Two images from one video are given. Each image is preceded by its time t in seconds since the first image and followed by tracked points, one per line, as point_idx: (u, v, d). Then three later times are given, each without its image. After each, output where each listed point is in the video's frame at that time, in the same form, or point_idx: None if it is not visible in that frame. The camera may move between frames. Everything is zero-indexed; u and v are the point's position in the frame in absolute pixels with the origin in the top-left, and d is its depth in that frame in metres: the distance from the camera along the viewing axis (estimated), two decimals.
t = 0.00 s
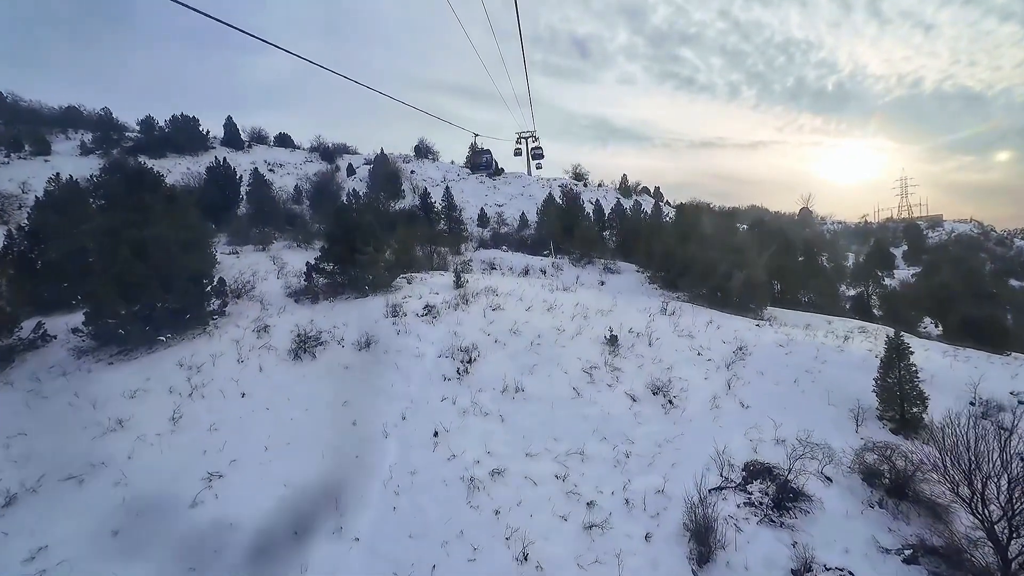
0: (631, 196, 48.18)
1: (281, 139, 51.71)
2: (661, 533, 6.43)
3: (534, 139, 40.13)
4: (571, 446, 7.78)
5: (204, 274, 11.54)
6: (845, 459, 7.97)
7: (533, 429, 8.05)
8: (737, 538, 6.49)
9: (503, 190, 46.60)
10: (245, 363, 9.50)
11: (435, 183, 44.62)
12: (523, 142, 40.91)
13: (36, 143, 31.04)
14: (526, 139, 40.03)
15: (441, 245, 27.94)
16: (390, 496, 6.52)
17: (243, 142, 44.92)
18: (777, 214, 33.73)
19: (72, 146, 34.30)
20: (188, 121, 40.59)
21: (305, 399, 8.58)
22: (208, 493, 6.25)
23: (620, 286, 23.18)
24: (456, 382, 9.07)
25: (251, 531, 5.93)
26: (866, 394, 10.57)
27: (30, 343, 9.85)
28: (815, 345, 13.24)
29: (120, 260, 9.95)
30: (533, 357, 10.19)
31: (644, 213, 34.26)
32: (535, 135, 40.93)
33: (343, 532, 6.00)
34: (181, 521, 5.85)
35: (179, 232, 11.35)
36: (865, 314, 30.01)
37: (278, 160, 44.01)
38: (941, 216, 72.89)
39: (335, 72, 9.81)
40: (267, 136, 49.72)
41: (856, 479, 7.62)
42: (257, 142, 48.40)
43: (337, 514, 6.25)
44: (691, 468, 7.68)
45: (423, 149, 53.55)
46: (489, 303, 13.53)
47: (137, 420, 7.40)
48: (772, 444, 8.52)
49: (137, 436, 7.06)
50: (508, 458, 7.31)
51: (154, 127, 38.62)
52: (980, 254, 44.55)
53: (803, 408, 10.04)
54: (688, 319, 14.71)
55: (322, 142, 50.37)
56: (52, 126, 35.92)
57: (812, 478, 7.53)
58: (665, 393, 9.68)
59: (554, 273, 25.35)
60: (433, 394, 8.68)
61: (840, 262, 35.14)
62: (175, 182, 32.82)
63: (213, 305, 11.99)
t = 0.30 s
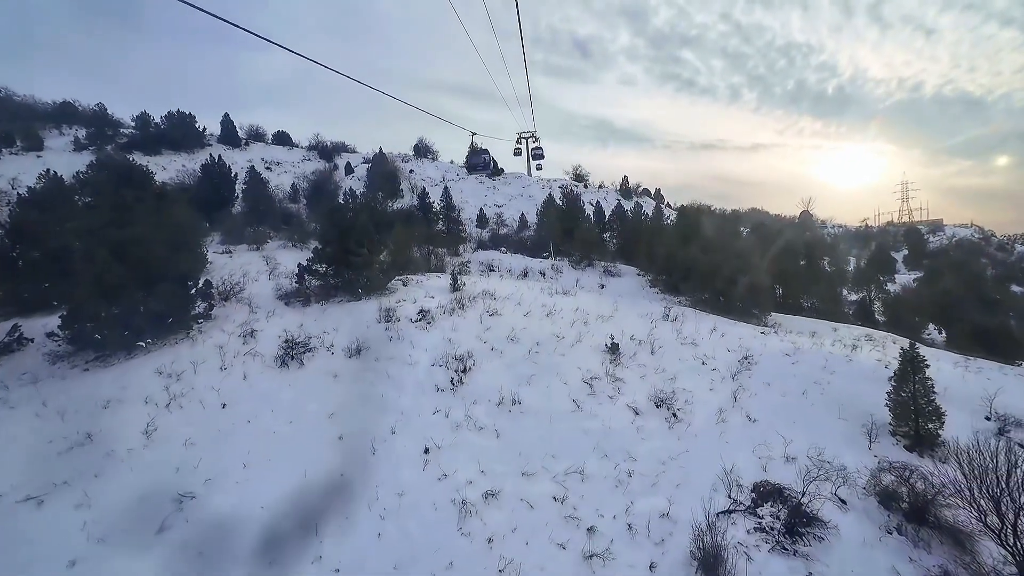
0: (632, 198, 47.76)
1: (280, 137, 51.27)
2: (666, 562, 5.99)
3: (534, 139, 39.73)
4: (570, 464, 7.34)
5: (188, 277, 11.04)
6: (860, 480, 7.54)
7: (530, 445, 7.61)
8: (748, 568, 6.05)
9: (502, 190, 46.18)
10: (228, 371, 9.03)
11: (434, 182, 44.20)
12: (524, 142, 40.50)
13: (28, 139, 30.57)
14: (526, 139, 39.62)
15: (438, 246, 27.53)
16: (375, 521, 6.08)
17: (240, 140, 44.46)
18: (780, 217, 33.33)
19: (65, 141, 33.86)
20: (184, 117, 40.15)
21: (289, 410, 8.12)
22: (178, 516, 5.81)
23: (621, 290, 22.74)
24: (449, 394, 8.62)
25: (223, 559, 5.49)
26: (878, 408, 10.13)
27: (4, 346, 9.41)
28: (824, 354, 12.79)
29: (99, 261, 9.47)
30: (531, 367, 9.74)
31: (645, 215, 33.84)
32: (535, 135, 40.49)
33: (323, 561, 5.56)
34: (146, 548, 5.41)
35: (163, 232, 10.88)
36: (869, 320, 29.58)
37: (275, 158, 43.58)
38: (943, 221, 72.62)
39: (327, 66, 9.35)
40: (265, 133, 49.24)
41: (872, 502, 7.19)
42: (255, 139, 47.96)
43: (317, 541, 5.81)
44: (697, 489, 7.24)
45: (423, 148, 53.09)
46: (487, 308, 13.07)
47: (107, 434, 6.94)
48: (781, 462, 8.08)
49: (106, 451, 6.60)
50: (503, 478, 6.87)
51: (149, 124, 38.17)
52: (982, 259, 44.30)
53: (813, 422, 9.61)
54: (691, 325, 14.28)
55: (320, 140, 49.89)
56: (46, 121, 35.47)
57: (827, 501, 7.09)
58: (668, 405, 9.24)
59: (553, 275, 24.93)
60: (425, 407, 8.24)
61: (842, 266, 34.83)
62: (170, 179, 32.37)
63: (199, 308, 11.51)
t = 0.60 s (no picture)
0: (632, 199, 47.38)
1: (277, 135, 50.79)
2: None
3: (534, 139, 39.31)
4: (569, 484, 6.90)
5: (170, 279, 10.57)
6: (877, 502, 7.11)
7: (527, 463, 7.17)
8: None
9: (501, 190, 45.73)
10: (209, 379, 8.59)
11: (432, 182, 43.74)
12: (523, 141, 40.07)
13: (20, 135, 30.09)
14: (526, 139, 39.22)
15: (436, 246, 27.09)
16: (357, 550, 5.64)
17: (237, 137, 43.96)
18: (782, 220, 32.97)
19: (57, 137, 33.36)
20: (180, 113, 39.68)
21: (272, 422, 7.67)
22: (142, 544, 5.40)
23: (621, 293, 22.31)
24: (442, 406, 8.19)
25: None
26: (890, 421, 9.71)
27: None
28: (832, 363, 12.37)
29: (74, 263, 9.01)
30: (528, 376, 9.31)
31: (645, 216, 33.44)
32: (535, 135, 40.05)
33: None
34: None
35: (146, 233, 10.42)
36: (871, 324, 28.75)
37: (272, 155, 43.12)
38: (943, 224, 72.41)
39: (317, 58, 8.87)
40: (262, 130, 48.74)
41: (890, 526, 6.75)
42: (251, 136, 47.50)
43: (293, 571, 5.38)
44: (704, 511, 6.80)
45: (422, 147, 52.61)
46: (483, 312, 12.63)
47: (73, 450, 6.50)
48: (792, 481, 7.65)
49: (69, 470, 6.18)
50: (497, 500, 6.44)
51: (144, 120, 37.68)
52: (982, 263, 44.06)
53: (823, 436, 9.19)
54: (695, 332, 13.85)
55: (318, 138, 49.39)
56: (38, 115, 34.97)
57: (842, 526, 6.64)
58: (671, 418, 8.82)
59: (552, 277, 24.52)
60: (415, 420, 7.79)
61: (844, 270, 34.44)
62: (163, 176, 31.90)
63: (182, 311, 11.06)
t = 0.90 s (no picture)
0: (633, 201, 47.02)
1: (275, 132, 50.36)
2: None
3: (535, 139, 38.92)
4: (568, 508, 6.47)
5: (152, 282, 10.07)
6: (895, 529, 6.68)
7: (523, 484, 6.73)
8: None
9: (501, 191, 45.35)
10: (189, 389, 8.14)
11: (431, 181, 43.29)
12: (524, 142, 39.67)
13: (12, 129, 29.66)
14: (526, 139, 38.81)
15: (434, 247, 26.71)
16: None
17: (234, 134, 43.52)
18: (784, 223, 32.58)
19: (51, 132, 32.89)
20: (176, 110, 39.24)
21: (253, 437, 7.23)
22: None
23: (622, 297, 21.88)
24: (434, 419, 7.74)
25: None
26: (904, 437, 9.27)
27: None
28: (840, 373, 11.93)
29: (49, 266, 8.58)
30: (525, 388, 8.86)
31: (647, 219, 33.07)
32: (536, 136, 39.62)
33: None
34: None
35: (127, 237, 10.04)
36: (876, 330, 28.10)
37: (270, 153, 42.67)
38: (944, 230, 72.15)
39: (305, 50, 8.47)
40: (260, 128, 48.31)
41: (910, 556, 6.31)
42: (249, 134, 47.08)
43: None
44: (712, 537, 6.35)
45: (421, 147, 52.15)
46: (480, 317, 12.19)
47: (34, 469, 6.09)
48: (804, 504, 7.21)
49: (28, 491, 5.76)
50: (490, 526, 6.00)
51: (139, 115, 37.23)
52: (984, 269, 43.75)
53: (834, 453, 8.75)
54: (698, 340, 13.41)
55: (317, 136, 48.94)
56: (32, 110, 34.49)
57: (860, 556, 6.21)
58: (676, 434, 8.38)
59: (552, 280, 24.12)
60: (405, 435, 7.35)
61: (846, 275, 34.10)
62: (158, 173, 31.46)
63: (165, 315, 10.57)
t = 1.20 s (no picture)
0: (633, 203, 46.65)
1: (273, 131, 49.93)
2: None
3: (535, 139, 38.53)
4: (568, 534, 6.03)
5: (133, 286, 9.64)
6: (918, 558, 6.24)
7: (520, 508, 6.30)
8: None
9: (501, 191, 44.95)
10: (165, 401, 7.71)
11: (429, 182, 42.81)
12: (524, 142, 39.27)
13: (3, 126, 29.14)
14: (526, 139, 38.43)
15: (431, 248, 26.30)
16: None
17: (231, 132, 43.02)
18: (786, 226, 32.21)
19: (43, 129, 32.38)
20: (172, 108, 38.78)
21: (231, 454, 6.80)
22: None
23: (622, 301, 21.47)
24: (426, 436, 7.30)
25: None
26: (921, 453, 8.82)
27: None
28: (849, 383, 11.50)
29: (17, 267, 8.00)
30: (523, 401, 8.41)
31: (647, 221, 32.70)
32: (535, 136, 39.18)
33: None
34: None
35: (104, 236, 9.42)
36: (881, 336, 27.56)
37: (267, 152, 42.22)
38: (945, 233, 71.90)
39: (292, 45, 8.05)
40: (257, 127, 47.83)
41: None
42: (246, 132, 46.63)
43: None
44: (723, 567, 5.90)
45: (419, 146, 51.64)
46: (476, 324, 11.74)
47: None
48: (820, 529, 6.77)
49: None
50: (483, 556, 5.56)
51: (134, 113, 36.75)
52: (985, 272, 43.45)
53: (847, 470, 8.29)
54: (702, 347, 12.98)
55: (314, 135, 48.47)
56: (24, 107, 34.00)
57: None
58: (682, 451, 7.93)
59: (551, 283, 23.72)
60: (395, 454, 6.91)
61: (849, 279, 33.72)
62: (152, 172, 31.01)
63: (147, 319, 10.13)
